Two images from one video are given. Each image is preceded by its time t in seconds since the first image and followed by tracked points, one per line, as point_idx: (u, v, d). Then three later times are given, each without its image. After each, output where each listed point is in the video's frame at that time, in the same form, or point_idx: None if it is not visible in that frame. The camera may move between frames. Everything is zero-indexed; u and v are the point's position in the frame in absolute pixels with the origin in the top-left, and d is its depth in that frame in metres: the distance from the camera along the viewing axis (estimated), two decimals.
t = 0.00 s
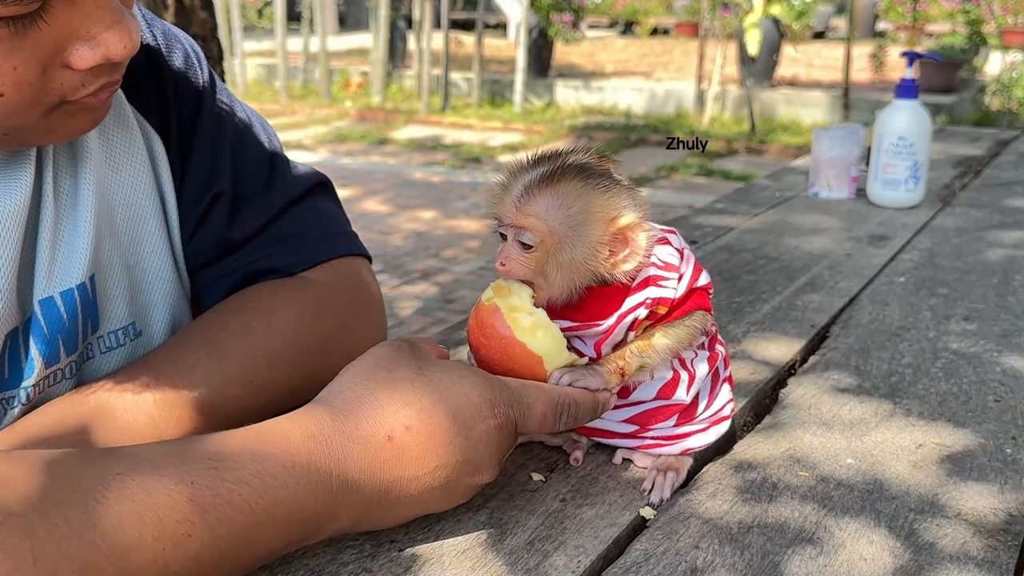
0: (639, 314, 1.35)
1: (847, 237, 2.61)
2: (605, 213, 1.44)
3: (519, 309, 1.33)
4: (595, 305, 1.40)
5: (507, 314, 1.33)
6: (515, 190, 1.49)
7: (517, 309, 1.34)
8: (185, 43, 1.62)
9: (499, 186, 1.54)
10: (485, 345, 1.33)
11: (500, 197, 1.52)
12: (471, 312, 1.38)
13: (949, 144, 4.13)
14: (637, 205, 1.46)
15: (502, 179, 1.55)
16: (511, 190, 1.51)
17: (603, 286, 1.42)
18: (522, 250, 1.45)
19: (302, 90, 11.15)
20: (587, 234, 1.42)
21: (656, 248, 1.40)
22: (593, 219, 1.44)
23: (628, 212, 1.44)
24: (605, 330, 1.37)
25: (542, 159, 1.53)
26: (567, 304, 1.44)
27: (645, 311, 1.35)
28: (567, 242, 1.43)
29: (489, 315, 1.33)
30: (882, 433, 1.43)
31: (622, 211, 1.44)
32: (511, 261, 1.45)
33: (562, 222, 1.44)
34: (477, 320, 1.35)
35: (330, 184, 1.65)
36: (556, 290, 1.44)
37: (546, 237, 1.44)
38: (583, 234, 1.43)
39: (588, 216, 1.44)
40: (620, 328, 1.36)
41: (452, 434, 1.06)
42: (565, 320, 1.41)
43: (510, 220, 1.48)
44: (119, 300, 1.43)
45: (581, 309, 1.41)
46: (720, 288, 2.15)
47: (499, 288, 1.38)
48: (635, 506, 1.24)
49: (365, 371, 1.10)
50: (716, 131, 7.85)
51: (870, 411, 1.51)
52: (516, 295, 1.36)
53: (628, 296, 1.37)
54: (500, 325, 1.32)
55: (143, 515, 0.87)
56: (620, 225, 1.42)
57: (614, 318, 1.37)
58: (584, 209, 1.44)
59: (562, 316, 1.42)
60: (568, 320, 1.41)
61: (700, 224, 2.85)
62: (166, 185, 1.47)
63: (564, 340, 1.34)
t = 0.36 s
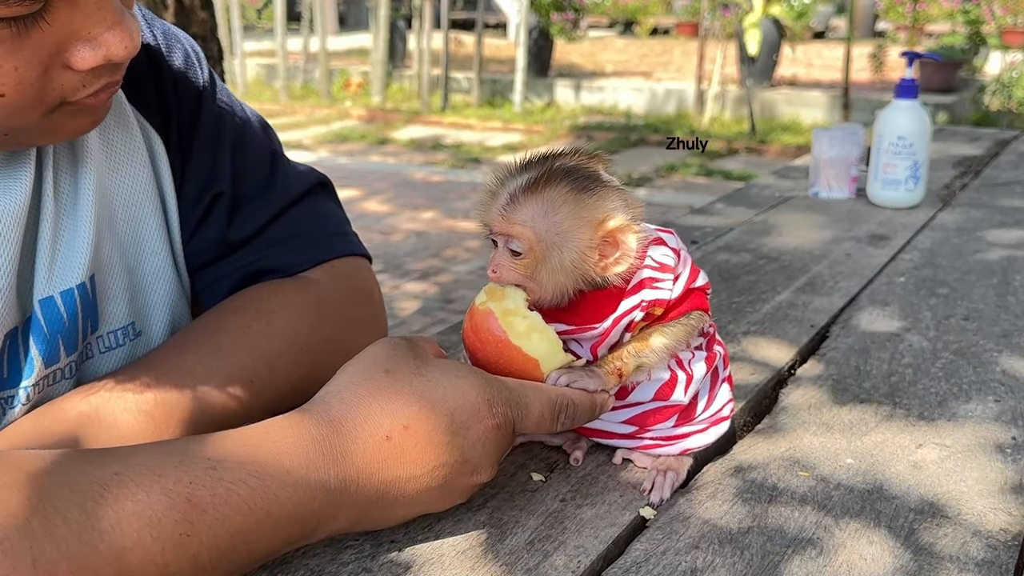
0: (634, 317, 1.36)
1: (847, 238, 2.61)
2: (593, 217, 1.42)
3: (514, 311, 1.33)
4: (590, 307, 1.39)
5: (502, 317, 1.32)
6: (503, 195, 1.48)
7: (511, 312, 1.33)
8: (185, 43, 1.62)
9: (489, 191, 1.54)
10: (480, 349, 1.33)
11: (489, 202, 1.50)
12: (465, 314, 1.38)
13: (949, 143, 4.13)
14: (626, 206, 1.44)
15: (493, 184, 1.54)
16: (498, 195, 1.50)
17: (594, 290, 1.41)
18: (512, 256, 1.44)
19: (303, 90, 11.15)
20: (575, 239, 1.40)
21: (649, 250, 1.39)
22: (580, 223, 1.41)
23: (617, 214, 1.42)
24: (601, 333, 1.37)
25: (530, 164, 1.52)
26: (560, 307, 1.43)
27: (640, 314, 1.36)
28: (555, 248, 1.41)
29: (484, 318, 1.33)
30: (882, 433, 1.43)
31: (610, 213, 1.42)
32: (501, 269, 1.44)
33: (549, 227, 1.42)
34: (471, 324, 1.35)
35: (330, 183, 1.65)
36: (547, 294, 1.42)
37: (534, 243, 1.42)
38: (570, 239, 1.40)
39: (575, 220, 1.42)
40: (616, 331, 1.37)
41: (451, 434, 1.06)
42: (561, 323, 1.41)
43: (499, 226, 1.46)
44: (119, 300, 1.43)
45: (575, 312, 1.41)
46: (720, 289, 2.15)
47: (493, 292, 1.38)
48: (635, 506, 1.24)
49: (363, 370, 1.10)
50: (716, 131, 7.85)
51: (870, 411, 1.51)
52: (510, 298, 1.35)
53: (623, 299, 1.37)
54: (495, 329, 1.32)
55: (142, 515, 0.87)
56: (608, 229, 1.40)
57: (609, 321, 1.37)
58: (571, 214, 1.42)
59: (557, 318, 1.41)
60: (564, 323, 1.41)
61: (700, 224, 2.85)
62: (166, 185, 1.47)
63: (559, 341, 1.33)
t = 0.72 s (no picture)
0: (634, 317, 1.36)
1: (847, 238, 2.61)
2: (595, 214, 1.43)
3: (511, 314, 1.33)
4: (588, 308, 1.39)
5: (499, 319, 1.32)
6: (505, 194, 1.49)
7: (508, 314, 1.33)
8: (186, 43, 1.62)
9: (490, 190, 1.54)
10: (479, 351, 1.33)
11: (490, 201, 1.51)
12: (462, 318, 1.37)
13: (948, 143, 4.13)
14: (626, 206, 1.45)
15: (493, 182, 1.54)
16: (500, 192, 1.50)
17: (593, 290, 1.41)
18: (514, 254, 1.45)
19: (302, 90, 11.15)
20: (577, 237, 1.41)
21: (648, 249, 1.40)
22: (583, 221, 1.42)
23: (618, 213, 1.43)
24: (600, 334, 1.37)
25: (530, 162, 1.52)
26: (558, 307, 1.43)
27: (640, 314, 1.36)
28: (558, 245, 1.42)
29: (481, 321, 1.33)
30: (882, 433, 1.43)
31: (612, 212, 1.43)
32: (503, 267, 1.44)
33: (552, 225, 1.43)
34: (469, 327, 1.35)
35: (331, 183, 1.65)
36: (548, 294, 1.43)
37: (536, 240, 1.43)
38: (572, 237, 1.42)
39: (577, 217, 1.43)
40: (615, 331, 1.37)
41: (451, 435, 1.06)
42: (559, 324, 1.40)
43: (501, 224, 1.47)
44: (120, 300, 1.43)
45: (573, 314, 1.41)
46: (720, 289, 2.15)
47: (489, 294, 1.38)
48: (635, 506, 1.24)
49: (364, 370, 1.10)
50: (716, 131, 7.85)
51: (870, 411, 1.51)
52: (506, 300, 1.35)
53: (623, 299, 1.37)
54: (493, 332, 1.31)
55: (142, 515, 0.87)
56: (610, 227, 1.41)
57: (609, 322, 1.37)
58: (573, 211, 1.43)
59: (555, 319, 1.41)
60: (563, 323, 1.40)
61: (700, 223, 2.84)
62: (166, 185, 1.47)
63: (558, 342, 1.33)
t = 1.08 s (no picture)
0: (633, 315, 1.36)
1: (847, 238, 2.61)
2: (596, 209, 1.44)
3: (511, 313, 1.33)
4: (586, 308, 1.39)
5: (498, 318, 1.32)
6: (506, 193, 1.49)
7: (508, 313, 1.33)
8: (186, 43, 1.62)
9: (489, 191, 1.55)
10: (478, 350, 1.33)
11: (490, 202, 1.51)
12: (461, 318, 1.37)
13: (948, 144, 4.13)
14: (625, 199, 1.47)
15: (492, 183, 1.55)
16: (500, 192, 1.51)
17: (595, 287, 1.41)
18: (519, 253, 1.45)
19: (302, 90, 11.14)
20: (580, 233, 1.42)
21: (646, 248, 1.41)
22: (584, 216, 1.44)
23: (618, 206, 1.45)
24: (598, 333, 1.37)
25: (527, 162, 1.54)
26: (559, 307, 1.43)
27: (638, 312, 1.36)
28: (561, 242, 1.43)
29: (481, 320, 1.33)
30: (882, 433, 1.43)
31: (612, 206, 1.45)
32: (506, 267, 1.44)
33: (555, 222, 1.44)
34: (469, 326, 1.34)
35: (330, 183, 1.65)
36: (551, 293, 1.43)
37: (540, 238, 1.44)
38: (575, 232, 1.43)
39: (579, 213, 1.44)
40: (613, 330, 1.37)
41: (450, 435, 1.06)
42: (558, 324, 1.40)
43: (503, 224, 1.47)
44: (120, 300, 1.43)
45: (571, 314, 1.41)
46: (720, 289, 2.15)
47: (488, 294, 1.38)
48: (635, 506, 1.24)
49: (364, 370, 1.10)
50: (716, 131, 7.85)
51: (870, 411, 1.51)
52: (506, 300, 1.35)
53: (620, 298, 1.37)
54: (492, 330, 1.31)
55: (140, 516, 0.87)
56: (611, 221, 1.43)
57: (607, 321, 1.37)
58: (574, 207, 1.44)
59: (555, 320, 1.41)
60: (561, 323, 1.40)
61: (700, 223, 2.84)
62: (166, 184, 1.47)
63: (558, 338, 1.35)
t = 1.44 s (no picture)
0: (634, 315, 1.35)
1: (847, 238, 2.61)
2: (601, 208, 1.44)
3: (513, 309, 1.33)
4: (588, 307, 1.39)
5: (501, 314, 1.32)
6: (513, 189, 1.50)
7: (511, 309, 1.33)
8: (185, 43, 1.62)
9: (496, 189, 1.55)
10: (480, 345, 1.33)
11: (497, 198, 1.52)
12: (463, 311, 1.37)
13: (948, 143, 4.14)
14: (628, 199, 1.47)
15: (499, 180, 1.55)
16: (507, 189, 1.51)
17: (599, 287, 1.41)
18: (524, 250, 1.45)
19: (303, 90, 11.14)
20: (585, 232, 1.43)
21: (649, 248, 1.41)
22: (590, 214, 1.44)
23: (623, 206, 1.45)
24: (598, 332, 1.37)
25: (534, 159, 1.54)
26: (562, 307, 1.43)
27: (640, 312, 1.36)
28: (567, 241, 1.44)
29: (483, 315, 1.33)
30: (882, 433, 1.43)
31: (616, 206, 1.45)
32: (512, 264, 1.44)
33: (562, 222, 1.45)
34: (469, 321, 1.34)
35: (330, 183, 1.65)
36: (555, 292, 1.43)
37: (546, 237, 1.44)
38: (580, 231, 1.43)
39: (585, 211, 1.44)
40: (613, 329, 1.36)
41: (450, 435, 1.06)
42: (559, 322, 1.41)
43: (509, 221, 1.48)
44: (121, 300, 1.43)
45: (572, 314, 1.41)
46: (721, 289, 2.15)
47: (491, 289, 1.38)
48: (635, 506, 1.24)
49: (364, 369, 1.10)
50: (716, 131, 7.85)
51: (870, 411, 1.51)
52: (508, 295, 1.35)
53: (622, 297, 1.37)
54: (494, 326, 1.31)
55: (140, 516, 0.87)
56: (616, 221, 1.43)
57: (608, 320, 1.36)
58: (580, 207, 1.45)
59: (557, 318, 1.41)
60: (563, 322, 1.40)
61: (700, 223, 2.84)
62: (166, 184, 1.47)
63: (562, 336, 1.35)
